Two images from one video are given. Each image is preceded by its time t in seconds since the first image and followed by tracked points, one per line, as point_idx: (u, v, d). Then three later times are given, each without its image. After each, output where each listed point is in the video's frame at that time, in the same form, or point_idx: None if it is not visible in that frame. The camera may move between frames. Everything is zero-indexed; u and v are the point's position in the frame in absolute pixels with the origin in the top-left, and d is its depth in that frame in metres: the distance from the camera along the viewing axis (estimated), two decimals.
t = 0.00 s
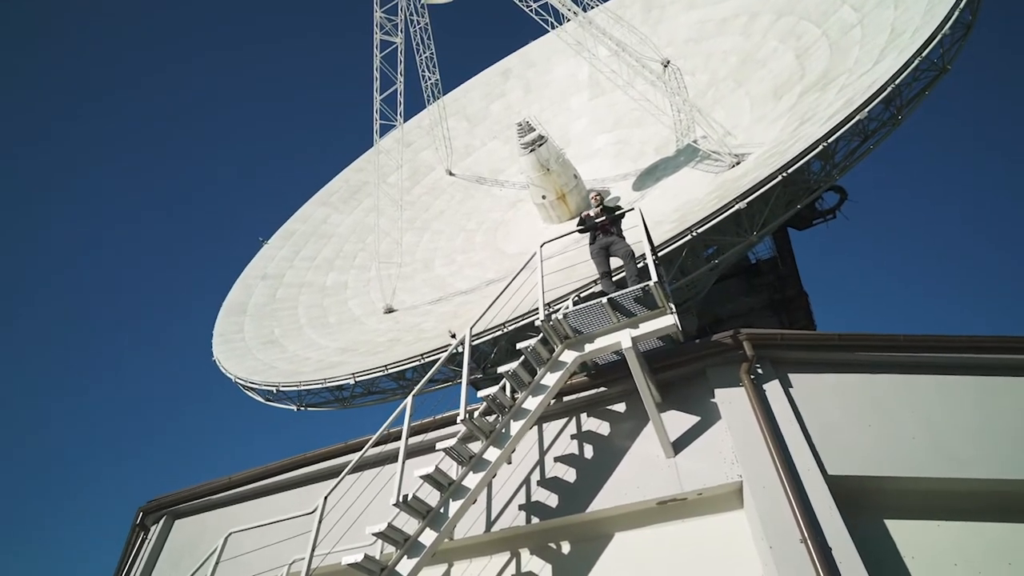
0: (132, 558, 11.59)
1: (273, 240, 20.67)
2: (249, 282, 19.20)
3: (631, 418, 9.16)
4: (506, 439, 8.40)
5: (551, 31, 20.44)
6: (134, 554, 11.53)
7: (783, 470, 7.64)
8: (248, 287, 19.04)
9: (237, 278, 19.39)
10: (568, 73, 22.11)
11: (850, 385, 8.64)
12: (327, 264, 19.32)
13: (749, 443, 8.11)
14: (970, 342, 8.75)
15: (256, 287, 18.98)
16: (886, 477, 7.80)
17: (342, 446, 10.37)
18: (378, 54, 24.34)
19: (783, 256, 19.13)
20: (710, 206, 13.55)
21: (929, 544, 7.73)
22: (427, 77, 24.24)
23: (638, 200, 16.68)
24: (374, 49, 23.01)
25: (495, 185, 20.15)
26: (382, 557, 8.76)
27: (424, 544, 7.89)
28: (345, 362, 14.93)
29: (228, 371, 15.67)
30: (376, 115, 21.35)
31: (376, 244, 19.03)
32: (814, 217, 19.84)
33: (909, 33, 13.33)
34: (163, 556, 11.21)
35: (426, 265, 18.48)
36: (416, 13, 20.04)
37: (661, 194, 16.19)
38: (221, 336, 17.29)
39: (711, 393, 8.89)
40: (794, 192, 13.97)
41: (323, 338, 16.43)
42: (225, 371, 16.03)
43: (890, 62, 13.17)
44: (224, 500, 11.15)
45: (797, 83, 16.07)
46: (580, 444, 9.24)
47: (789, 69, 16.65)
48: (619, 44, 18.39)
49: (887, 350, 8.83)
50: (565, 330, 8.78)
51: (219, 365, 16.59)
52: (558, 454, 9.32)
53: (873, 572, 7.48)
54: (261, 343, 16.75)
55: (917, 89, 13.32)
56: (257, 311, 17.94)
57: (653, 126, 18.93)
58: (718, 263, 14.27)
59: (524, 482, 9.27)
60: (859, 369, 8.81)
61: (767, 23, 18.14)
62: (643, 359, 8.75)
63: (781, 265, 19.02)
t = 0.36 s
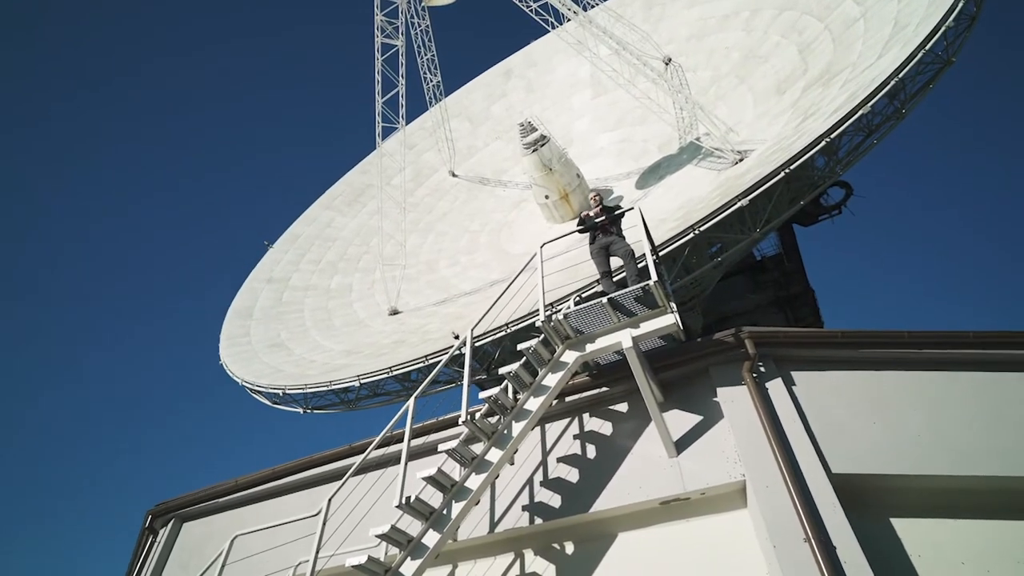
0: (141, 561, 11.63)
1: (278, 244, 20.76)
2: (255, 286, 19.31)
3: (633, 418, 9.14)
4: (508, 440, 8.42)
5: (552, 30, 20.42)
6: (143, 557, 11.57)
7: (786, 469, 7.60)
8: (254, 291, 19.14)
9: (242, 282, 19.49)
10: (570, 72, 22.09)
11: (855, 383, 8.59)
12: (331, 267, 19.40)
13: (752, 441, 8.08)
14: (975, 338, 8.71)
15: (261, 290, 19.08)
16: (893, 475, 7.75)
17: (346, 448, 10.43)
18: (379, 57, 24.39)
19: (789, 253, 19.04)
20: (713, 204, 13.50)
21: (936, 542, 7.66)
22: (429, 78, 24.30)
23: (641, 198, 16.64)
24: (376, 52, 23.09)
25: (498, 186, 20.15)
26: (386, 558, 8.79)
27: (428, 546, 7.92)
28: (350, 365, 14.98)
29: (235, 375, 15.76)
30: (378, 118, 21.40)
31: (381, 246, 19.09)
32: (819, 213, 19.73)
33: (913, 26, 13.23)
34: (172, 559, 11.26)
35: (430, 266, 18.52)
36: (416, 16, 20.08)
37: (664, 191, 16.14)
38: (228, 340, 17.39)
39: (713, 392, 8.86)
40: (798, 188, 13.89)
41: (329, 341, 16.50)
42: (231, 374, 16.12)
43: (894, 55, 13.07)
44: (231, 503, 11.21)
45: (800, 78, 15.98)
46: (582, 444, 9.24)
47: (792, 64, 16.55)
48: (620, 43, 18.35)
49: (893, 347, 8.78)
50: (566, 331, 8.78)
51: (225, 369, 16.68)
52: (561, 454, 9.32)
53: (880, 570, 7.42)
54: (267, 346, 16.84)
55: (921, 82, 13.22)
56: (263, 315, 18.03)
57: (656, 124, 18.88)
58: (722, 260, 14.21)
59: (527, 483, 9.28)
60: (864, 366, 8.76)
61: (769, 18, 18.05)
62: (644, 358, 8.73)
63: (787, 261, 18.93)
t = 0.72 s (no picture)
0: (155, 563, 11.76)
1: (287, 247, 20.90)
2: (265, 290, 19.45)
3: (640, 416, 9.12)
4: (514, 440, 8.42)
5: (557, 29, 20.39)
6: (157, 559, 11.67)
7: (794, 466, 7.54)
8: (263, 294, 19.28)
9: (252, 286, 19.65)
10: (575, 71, 22.06)
11: (864, 378, 8.50)
12: (340, 270, 19.50)
13: (760, 439, 8.03)
14: (987, 332, 8.60)
15: (271, 294, 19.22)
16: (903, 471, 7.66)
17: (354, 450, 10.52)
18: (384, 60, 24.46)
19: (798, 248, 18.92)
20: (720, 200, 13.41)
21: (949, 539, 7.56)
22: (434, 80, 24.38)
23: (648, 196, 16.57)
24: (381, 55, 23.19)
25: (504, 186, 20.15)
26: (394, 559, 8.83)
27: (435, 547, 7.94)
28: (359, 367, 15.06)
29: (246, 378, 15.88)
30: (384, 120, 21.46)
31: (388, 248, 19.16)
32: (829, 207, 19.56)
33: (921, 17, 13.08)
34: (185, 560, 11.37)
35: (438, 268, 18.57)
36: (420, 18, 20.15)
37: (670, 189, 16.07)
38: (238, 343, 17.53)
39: (720, 389, 8.82)
40: (806, 183, 13.76)
41: (338, 344, 16.59)
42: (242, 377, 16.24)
43: (902, 46, 12.93)
44: (242, 505, 11.31)
45: (807, 72, 15.84)
46: (589, 444, 9.22)
47: (799, 58, 16.41)
48: (624, 40, 18.30)
49: (901, 342, 8.69)
50: (571, 330, 8.79)
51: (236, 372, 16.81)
52: (568, 454, 9.31)
53: (892, 568, 7.33)
54: (277, 350, 16.96)
55: (930, 74, 13.07)
56: (273, 318, 18.16)
57: (661, 121, 18.80)
58: (730, 257, 14.12)
59: (534, 483, 9.27)
60: (873, 362, 8.67)
61: (775, 12, 17.91)
62: (650, 357, 8.70)
63: (796, 257, 18.81)
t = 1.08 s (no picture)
0: (164, 565, 11.86)
1: (294, 250, 21.02)
2: (272, 293, 19.58)
3: (642, 415, 9.10)
4: (516, 439, 8.43)
5: (559, 29, 20.38)
6: (165, 561, 11.76)
7: (797, 463, 7.51)
8: (271, 297, 19.41)
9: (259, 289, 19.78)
10: (578, 70, 22.04)
11: (867, 374, 8.44)
12: (346, 272, 19.59)
13: (762, 436, 7.99)
14: (992, 326, 8.53)
15: (278, 296, 19.34)
16: (907, 468, 7.60)
17: (358, 451, 10.58)
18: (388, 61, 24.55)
19: (804, 245, 18.80)
20: (724, 197, 13.34)
21: (954, 535, 7.49)
22: (438, 81, 24.44)
23: (653, 194, 16.53)
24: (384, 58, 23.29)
25: (509, 186, 20.15)
26: (398, 560, 8.87)
27: (438, 546, 7.97)
28: (365, 368, 15.13)
29: (253, 380, 16.00)
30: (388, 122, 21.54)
31: (394, 250, 19.24)
32: (835, 203, 19.43)
33: (926, 9, 12.94)
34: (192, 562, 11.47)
35: (443, 269, 18.62)
36: (423, 19, 20.21)
37: (675, 186, 16.02)
38: (246, 346, 17.65)
39: (723, 387, 8.77)
40: (810, 179, 13.68)
41: (344, 345, 16.68)
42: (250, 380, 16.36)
43: (906, 39, 12.80)
44: (248, 506, 11.39)
45: (811, 67, 15.73)
46: (592, 442, 9.22)
47: (803, 53, 16.29)
48: (627, 38, 18.26)
49: (906, 337, 8.62)
50: (572, 328, 8.79)
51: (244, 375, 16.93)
52: (571, 452, 9.30)
53: (897, 564, 7.28)
54: (284, 352, 17.07)
55: (935, 67, 12.95)
56: (280, 321, 18.28)
57: (666, 118, 18.75)
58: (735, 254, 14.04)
59: (537, 482, 9.27)
60: (877, 358, 8.61)
61: (779, 7, 17.80)
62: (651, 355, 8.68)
63: (803, 254, 18.72)
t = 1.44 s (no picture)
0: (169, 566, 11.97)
1: (298, 251, 21.13)
2: (276, 295, 19.69)
3: (641, 413, 9.09)
4: (514, 438, 8.44)
5: (560, 28, 20.36)
6: (169, 562, 11.87)
7: (795, 460, 7.47)
8: (275, 299, 19.53)
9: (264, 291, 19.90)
10: (580, 68, 22.03)
11: (867, 370, 8.39)
12: (350, 273, 19.67)
13: (761, 433, 7.95)
14: (994, 320, 8.47)
15: (282, 298, 19.45)
16: (907, 464, 7.54)
17: (358, 451, 10.61)
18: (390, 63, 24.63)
19: (809, 241, 18.69)
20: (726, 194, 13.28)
21: (955, 531, 7.43)
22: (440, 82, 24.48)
23: (655, 192, 16.48)
24: (386, 59, 23.37)
25: (512, 186, 20.14)
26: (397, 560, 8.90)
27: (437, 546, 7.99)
28: (369, 368, 15.19)
29: (258, 382, 16.10)
30: (390, 123, 21.60)
31: (397, 251, 19.31)
32: (840, 199, 19.32)
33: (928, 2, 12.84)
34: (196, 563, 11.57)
35: (447, 269, 18.65)
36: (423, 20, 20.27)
37: (677, 184, 15.96)
38: (251, 348, 17.77)
39: (722, 384, 8.74)
40: (812, 175, 13.59)
41: (348, 346, 16.75)
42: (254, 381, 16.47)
43: (908, 33, 12.70)
44: (251, 507, 11.47)
45: (814, 62, 15.63)
46: (591, 441, 9.21)
47: (805, 48, 16.18)
48: (628, 36, 18.22)
49: (907, 332, 8.56)
50: (570, 327, 8.79)
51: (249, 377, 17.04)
52: (570, 451, 9.30)
53: (897, 561, 7.22)
54: (289, 353, 17.17)
55: (937, 60, 12.85)
56: (284, 322, 18.39)
57: (668, 116, 18.69)
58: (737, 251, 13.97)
59: (537, 481, 9.27)
60: (878, 353, 8.55)
61: (781, 2, 17.69)
62: (649, 353, 8.66)
63: (808, 250, 18.59)
